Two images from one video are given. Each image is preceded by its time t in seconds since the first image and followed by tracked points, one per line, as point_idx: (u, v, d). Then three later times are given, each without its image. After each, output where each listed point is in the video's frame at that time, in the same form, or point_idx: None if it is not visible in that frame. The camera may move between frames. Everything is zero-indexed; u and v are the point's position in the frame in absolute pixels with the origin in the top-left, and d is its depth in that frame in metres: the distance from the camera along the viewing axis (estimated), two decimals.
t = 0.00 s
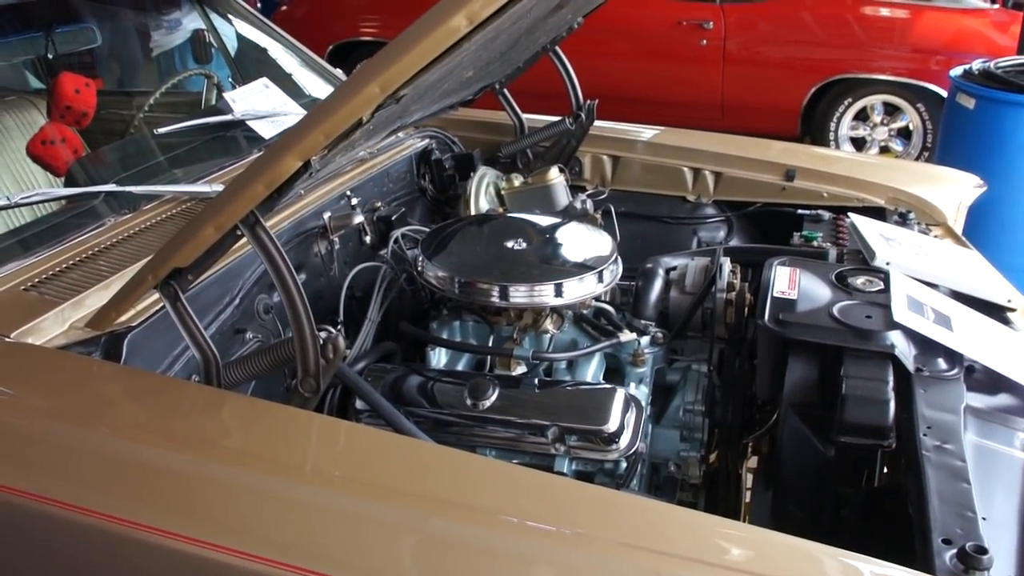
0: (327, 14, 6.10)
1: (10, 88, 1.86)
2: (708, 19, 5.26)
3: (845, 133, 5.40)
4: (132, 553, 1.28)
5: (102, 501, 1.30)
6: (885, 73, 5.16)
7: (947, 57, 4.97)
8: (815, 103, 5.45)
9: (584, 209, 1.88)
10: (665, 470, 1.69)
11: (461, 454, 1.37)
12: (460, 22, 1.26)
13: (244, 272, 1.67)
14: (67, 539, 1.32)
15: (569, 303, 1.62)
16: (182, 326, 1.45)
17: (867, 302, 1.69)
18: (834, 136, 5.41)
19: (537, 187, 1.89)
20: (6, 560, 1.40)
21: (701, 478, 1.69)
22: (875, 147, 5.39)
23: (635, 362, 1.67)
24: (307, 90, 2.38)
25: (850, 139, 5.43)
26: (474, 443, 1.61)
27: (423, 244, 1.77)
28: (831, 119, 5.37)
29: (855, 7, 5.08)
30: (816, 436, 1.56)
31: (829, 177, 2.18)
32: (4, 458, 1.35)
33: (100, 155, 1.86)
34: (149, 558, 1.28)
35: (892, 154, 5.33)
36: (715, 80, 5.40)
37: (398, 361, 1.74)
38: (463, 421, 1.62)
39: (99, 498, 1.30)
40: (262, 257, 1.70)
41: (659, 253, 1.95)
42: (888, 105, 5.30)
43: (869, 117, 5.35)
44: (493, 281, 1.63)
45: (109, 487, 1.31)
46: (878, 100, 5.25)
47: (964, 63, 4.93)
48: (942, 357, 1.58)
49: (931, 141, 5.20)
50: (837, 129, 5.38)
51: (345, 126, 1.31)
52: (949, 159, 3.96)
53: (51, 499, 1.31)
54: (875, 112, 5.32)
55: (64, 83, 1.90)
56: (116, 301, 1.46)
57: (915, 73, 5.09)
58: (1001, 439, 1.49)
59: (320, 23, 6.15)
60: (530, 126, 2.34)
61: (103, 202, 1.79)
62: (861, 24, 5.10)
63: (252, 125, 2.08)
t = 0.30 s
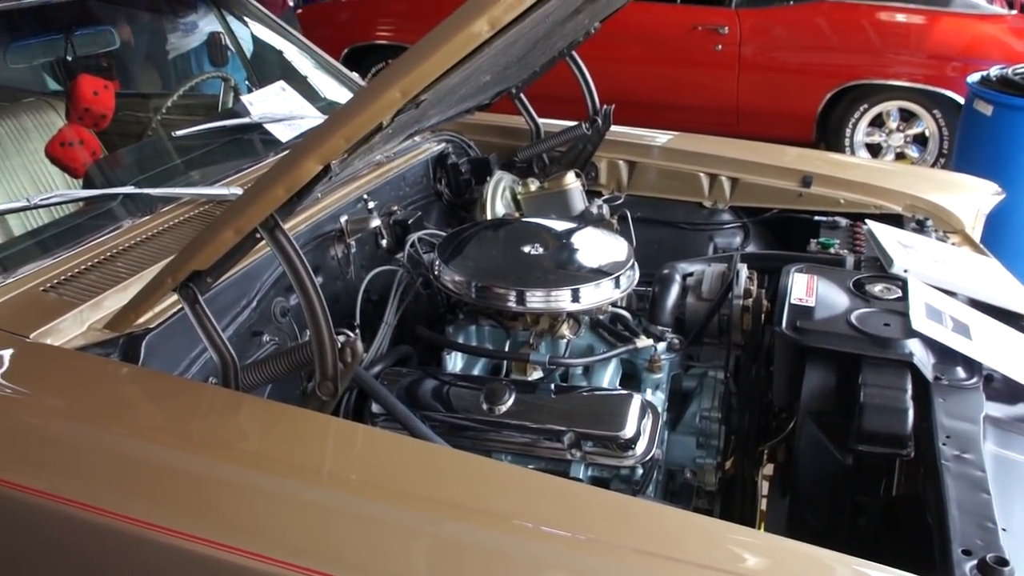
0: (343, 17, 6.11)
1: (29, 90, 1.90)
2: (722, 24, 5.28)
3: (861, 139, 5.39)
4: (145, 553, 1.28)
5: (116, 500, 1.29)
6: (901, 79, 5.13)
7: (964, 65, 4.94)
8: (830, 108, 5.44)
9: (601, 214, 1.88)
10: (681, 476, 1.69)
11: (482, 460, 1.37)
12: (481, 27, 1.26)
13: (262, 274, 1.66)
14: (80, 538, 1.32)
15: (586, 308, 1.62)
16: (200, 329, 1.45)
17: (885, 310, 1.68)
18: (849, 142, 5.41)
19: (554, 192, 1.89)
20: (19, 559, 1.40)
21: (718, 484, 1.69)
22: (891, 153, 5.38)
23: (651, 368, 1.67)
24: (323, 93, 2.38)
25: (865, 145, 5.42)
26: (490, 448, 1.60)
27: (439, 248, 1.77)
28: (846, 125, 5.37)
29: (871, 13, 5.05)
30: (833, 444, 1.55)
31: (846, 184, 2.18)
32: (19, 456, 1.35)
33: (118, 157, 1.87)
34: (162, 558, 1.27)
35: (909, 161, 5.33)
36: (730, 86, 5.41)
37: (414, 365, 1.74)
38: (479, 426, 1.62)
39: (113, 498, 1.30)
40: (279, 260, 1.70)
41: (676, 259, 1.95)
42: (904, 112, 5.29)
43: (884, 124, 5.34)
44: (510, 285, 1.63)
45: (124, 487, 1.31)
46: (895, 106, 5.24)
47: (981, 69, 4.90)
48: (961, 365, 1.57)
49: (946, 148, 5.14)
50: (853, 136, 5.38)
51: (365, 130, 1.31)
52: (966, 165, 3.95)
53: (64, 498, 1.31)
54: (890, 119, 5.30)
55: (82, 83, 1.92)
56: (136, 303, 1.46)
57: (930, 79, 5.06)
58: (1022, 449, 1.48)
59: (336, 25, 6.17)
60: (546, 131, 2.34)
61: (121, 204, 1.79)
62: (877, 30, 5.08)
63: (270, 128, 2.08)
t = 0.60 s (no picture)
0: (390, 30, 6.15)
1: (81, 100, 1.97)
2: (770, 40, 5.27)
3: (909, 155, 5.35)
4: (192, 559, 1.29)
5: (168, 506, 1.30)
6: (950, 95, 5.09)
7: (1014, 80, 4.89)
8: (878, 123, 5.38)
9: (649, 229, 1.88)
10: (729, 493, 1.70)
11: (529, 474, 1.35)
12: (541, 45, 1.25)
13: (314, 284, 1.66)
14: (126, 541, 1.33)
15: (636, 324, 1.62)
16: (254, 338, 1.46)
17: (937, 330, 1.66)
18: (897, 158, 5.36)
19: (602, 206, 1.89)
20: (64, 561, 1.41)
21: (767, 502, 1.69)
22: (939, 169, 5.35)
23: (700, 385, 1.67)
24: (369, 103, 2.39)
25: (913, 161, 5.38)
26: (537, 461, 1.60)
27: (489, 261, 1.78)
28: (894, 141, 5.33)
29: (918, 28, 5.01)
30: (885, 464, 1.53)
31: (895, 201, 2.17)
32: (68, 458, 1.36)
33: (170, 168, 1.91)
34: (210, 564, 1.28)
35: (957, 177, 5.30)
36: (779, 100, 5.37)
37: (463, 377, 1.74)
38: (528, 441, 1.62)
39: (163, 503, 1.31)
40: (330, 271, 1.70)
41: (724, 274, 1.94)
42: (953, 128, 5.24)
43: (933, 140, 5.30)
44: (560, 300, 1.64)
45: (175, 493, 1.32)
46: (943, 122, 5.19)
47: None
48: (1015, 387, 1.56)
49: (996, 164, 5.12)
50: (901, 151, 5.33)
51: (423, 146, 1.31)
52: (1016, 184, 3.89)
53: (114, 501, 1.32)
54: (939, 135, 5.27)
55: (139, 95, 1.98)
56: (192, 312, 1.48)
57: (980, 95, 5.01)
58: None
59: (381, 37, 6.21)
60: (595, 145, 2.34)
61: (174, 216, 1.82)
62: (924, 45, 5.03)
63: (321, 139, 2.11)
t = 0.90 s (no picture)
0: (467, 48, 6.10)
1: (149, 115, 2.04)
2: (830, 65, 5.24)
3: (972, 183, 5.24)
4: (251, 570, 1.31)
5: (236, 519, 1.33)
6: (1014, 123, 5.00)
7: None
8: (941, 150, 5.27)
9: (711, 254, 1.86)
10: (789, 523, 1.66)
11: (592, 500, 1.35)
12: (620, 73, 1.27)
13: (379, 302, 1.67)
14: (186, 551, 1.35)
15: (700, 350, 1.62)
16: (323, 354, 1.47)
17: (1006, 364, 1.63)
18: (958, 185, 5.26)
19: (664, 231, 1.89)
20: (125, 569, 1.43)
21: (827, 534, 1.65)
22: (1002, 199, 5.27)
23: (762, 413, 1.66)
24: (430, 120, 2.41)
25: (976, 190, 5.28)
26: (596, 485, 1.61)
27: (551, 284, 1.79)
28: (956, 168, 5.23)
29: (983, 54, 4.93)
30: (952, 498, 1.50)
31: (960, 231, 2.15)
32: (134, 467, 1.40)
33: (236, 184, 1.96)
34: None
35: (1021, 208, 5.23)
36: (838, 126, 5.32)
37: (523, 399, 1.75)
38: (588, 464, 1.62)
39: (232, 516, 1.33)
40: (397, 290, 1.71)
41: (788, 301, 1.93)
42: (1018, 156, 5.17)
43: (997, 168, 5.22)
44: (622, 324, 1.64)
45: (243, 506, 1.34)
46: (1007, 150, 5.11)
47: None
48: None
49: None
50: (963, 180, 5.23)
51: (499, 170, 1.33)
52: None
53: (176, 510, 1.35)
54: (1003, 163, 5.18)
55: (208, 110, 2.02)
56: (263, 328, 1.50)
57: None
58: None
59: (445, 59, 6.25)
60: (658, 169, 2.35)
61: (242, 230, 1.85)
62: (989, 73, 4.94)
63: (385, 158, 2.12)
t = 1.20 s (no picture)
0: (542, 70, 5.91)
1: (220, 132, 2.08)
2: (896, 91, 5.15)
3: None
4: None
5: (308, 534, 1.34)
6: None
7: None
8: (1011, 180, 5.08)
9: (778, 281, 1.87)
10: (854, 556, 1.63)
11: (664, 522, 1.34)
12: (706, 101, 1.32)
13: (447, 323, 1.68)
14: (255, 563, 1.37)
15: (768, 379, 1.61)
16: (397, 372, 1.49)
17: None
18: None
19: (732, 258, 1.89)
20: None
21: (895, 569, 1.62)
22: None
23: (829, 444, 1.66)
24: (492, 138, 2.42)
25: None
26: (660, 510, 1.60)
27: (617, 308, 1.80)
28: None
29: None
30: None
31: None
32: (206, 478, 1.42)
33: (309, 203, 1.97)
34: None
35: None
36: (903, 154, 5.20)
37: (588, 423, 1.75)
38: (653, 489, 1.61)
39: (304, 531, 1.34)
40: (467, 311, 1.71)
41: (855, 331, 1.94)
42: None
43: None
44: (689, 350, 1.65)
45: (315, 522, 1.35)
46: None
47: None
48: None
49: None
50: None
51: (581, 195, 1.34)
52: None
53: (249, 523, 1.37)
54: None
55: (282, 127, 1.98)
56: (338, 344, 1.51)
57: None
58: None
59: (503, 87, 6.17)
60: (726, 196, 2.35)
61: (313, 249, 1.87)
62: None
63: (456, 179, 2.14)
